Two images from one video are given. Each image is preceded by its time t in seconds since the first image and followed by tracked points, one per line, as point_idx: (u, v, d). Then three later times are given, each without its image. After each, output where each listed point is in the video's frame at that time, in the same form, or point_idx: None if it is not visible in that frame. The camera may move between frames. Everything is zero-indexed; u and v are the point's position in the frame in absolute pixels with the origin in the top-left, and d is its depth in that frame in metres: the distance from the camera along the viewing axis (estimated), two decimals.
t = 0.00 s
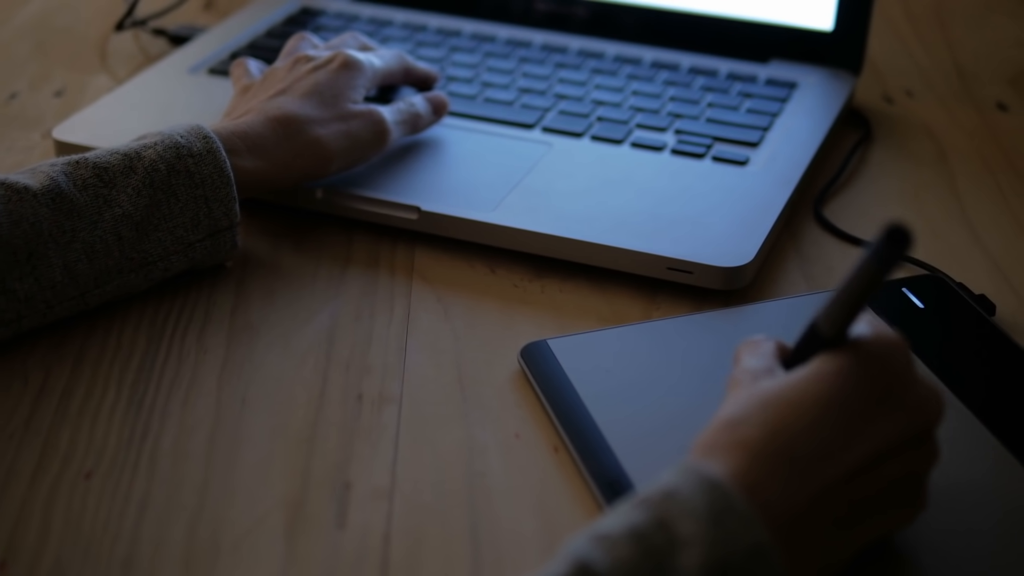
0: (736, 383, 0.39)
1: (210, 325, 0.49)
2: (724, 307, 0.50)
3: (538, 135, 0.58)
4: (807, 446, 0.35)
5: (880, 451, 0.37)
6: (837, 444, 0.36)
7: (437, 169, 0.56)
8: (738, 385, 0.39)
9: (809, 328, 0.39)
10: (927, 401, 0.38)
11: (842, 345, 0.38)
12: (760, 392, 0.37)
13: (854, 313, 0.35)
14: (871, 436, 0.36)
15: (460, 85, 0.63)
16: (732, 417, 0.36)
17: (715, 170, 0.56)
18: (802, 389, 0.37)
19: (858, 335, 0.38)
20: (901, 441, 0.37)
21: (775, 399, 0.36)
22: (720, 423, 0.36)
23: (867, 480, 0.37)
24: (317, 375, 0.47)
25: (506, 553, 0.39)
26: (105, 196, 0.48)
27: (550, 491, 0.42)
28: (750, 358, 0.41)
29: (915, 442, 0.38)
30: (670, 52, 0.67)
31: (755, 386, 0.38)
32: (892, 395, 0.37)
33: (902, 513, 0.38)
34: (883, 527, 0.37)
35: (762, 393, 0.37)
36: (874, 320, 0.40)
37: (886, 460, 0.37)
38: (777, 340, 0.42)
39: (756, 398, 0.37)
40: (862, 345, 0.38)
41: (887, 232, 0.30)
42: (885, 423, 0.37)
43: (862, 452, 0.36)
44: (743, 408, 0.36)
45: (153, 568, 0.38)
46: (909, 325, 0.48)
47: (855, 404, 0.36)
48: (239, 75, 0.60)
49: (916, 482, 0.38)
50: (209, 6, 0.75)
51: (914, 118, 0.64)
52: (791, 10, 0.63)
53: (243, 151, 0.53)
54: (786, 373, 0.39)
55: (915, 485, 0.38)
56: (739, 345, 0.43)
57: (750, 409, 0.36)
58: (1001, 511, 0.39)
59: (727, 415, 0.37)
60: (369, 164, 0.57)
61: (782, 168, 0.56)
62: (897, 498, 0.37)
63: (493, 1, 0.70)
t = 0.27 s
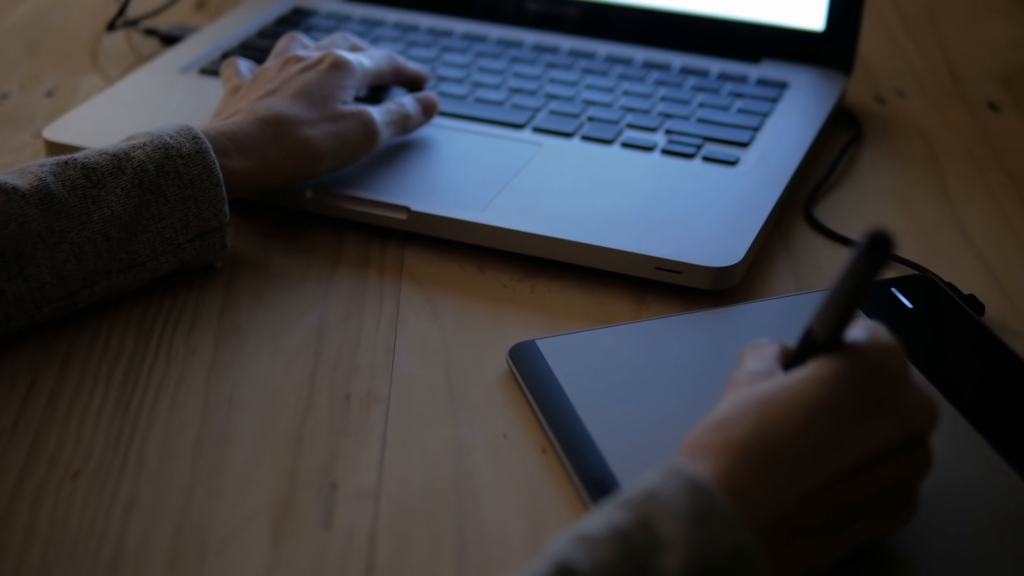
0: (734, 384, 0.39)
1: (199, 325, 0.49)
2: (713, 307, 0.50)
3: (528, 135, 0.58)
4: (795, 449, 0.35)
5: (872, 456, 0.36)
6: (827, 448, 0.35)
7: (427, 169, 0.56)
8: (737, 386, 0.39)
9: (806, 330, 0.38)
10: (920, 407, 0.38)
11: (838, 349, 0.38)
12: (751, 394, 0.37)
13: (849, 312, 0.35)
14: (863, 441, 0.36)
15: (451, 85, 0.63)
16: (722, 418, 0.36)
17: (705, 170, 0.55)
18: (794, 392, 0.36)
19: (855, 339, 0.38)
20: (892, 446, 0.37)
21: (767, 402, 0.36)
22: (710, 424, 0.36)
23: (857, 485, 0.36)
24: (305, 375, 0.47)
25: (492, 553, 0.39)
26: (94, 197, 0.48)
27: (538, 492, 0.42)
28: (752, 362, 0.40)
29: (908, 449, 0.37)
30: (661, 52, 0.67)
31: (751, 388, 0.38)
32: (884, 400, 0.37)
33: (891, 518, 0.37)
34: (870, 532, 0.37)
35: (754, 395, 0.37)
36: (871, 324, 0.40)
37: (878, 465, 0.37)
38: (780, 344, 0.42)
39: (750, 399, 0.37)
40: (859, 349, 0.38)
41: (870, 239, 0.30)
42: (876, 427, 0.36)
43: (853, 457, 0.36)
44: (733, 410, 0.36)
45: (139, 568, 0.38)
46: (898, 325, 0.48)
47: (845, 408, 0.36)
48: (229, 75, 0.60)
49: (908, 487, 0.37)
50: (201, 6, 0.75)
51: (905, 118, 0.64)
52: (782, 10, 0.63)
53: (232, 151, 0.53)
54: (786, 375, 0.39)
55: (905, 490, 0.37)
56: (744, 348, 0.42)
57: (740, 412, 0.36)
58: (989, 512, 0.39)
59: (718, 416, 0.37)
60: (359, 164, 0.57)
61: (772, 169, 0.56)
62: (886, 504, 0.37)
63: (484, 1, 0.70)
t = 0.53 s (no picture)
0: (725, 384, 0.39)
1: (189, 325, 0.49)
2: (703, 307, 0.50)
3: (520, 135, 0.58)
4: (783, 450, 0.35)
5: (859, 457, 0.36)
6: (814, 448, 0.35)
7: (418, 169, 0.56)
8: (726, 386, 0.39)
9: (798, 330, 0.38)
10: (911, 408, 0.37)
11: (830, 350, 0.37)
12: (740, 393, 0.37)
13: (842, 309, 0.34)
14: (850, 442, 0.36)
15: (443, 85, 0.63)
16: (710, 418, 0.36)
17: (697, 170, 0.55)
18: (784, 392, 0.36)
19: (847, 340, 0.38)
20: (882, 448, 0.36)
21: (756, 402, 0.36)
22: (699, 423, 0.36)
23: (845, 486, 0.36)
24: (295, 375, 0.47)
25: (481, 553, 0.39)
26: (84, 197, 0.48)
27: (526, 491, 0.42)
28: (743, 363, 0.40)
29: (898, 449, 0.37)
30: (654, 52, 0.67)
31: (741, 388, 0.37)
32: (874, 401, 0.37)
33: (879, 518, 0.37)
34: (859, 534, 0.37)
35: (744, 394, 0.36)
36: (864, 325, 0.39)
37: (866, 466, 0.36)
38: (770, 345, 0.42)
39: (742, 399, 0.36)
40: (851, 351, 0.37)
41: (859, 238, 0.30)
42: (865, 428, 0.36)
43: (840, 457, 0.36)
44: (722, 410, 0.36)
45: (127, 568, 0.38)
46: (889, 325, 0.48)
47: (835, 409, 0.36)
48: (221, 75, 0.60)
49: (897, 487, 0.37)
50: (195, 6, 0.75)
51: (897, 118, 0.64)
52: (774, 10, 0.63)
53: (223, 151, 0.53)
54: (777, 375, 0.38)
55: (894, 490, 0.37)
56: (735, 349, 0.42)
57: (729, 412, 0.36)
58: (978, 512, 0.39)
59: (706, 415, 0.36)
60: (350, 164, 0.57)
61: (763, 168, 0.56)
62: (875, 506, 0.37)
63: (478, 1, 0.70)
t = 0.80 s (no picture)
0: (709, 385, 0.39)
1: (178, 325, 0.49)
2: (692, 307, 0.50)
3: (511, 135, 0.58)
4: (767, 452, 0.35)
5: (844, 460, 0.36)
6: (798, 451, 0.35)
7: (408, 169, 0.56)
8: (710, 389, 0.39)
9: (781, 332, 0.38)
10: (894, 411, 0.37)
11: (814, 351, 0.38)
12: (725, 395, 0.37)
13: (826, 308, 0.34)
14: (834, 445, 0.36)
15: (434, 85, 0.63)
16: (695, 420, 0.36)
17: (687, 170, 0.55)
18: (767, 395, 0.36)
19: (830, 343, 0.38)
20: (866, 451, 0.36)
21: (740, 403, 0.36)
22: (683, 424, 0.36)
23: (830, 491, 0.36)
24: (283, 375, 0.47)
25: (467, 553, 0.39)
26: (72, 197, 0.48)
27: (513, 490, 0.42)
28: (727, 363, 0.40)
29: (883, 454, 0.37)
30: (645, 52, 0.67)
31: (725, 389, 0.38)
32: (858, 404, 0.37)
33: (866, 524, 0.37)
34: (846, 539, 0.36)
35: (728, 396, 0.37)
36: (847, 327, 0.40)
37: (850, 471, 0.36)
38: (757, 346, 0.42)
39: (726, 402, 0.36)
40: (834, 353, 0.38)
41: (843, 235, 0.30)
42: (849, 431, 0.36)
43: (824, 461, 0.36)
44: (707, 412, 0.36)
45: (113, 568, 0.38)
46: (877, 325, 0.48)
47: (819, 412, 0.36)
48: (211, 75, 0.60)
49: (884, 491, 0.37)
50: (187, 6, 0.75)
51: (889, 118, 0.64)
52: (765, 10, 0.63)
53: (211, 152, 0.53)
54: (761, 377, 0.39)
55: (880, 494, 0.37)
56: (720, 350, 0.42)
57: (714, 415, 0.36)
58: (964, 513, 0.39)
59: (691, 417, 0.36)
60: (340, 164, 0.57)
61: (753, 169, 0.56)
62: (862, 511, 0.37)
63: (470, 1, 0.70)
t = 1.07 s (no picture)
0: (710, 380, 0.38)
1: (167, 325, 0.49)
2: (681, 307, 0.50)
3: (501, 135, 0.58)
4: (766, 460, 0.34)
5: (846, 475, 0.35)
6: (798, 464, 0.34)
7: (399, 169, 0.56)
8: (711, 383, 0.38)
9: (793, 338, 0.38)
10: (902, 430, 0.36)
11: (825, 360, 0.36)
12: (730, 397, 0.36)
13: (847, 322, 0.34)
14: (835, 461, 0.35)
15: (426, 85, 0.63)
16: (695, 420, 0.35)
17: (677, 170, 0.55)
18: (773, 401, 0.35)
19: (841, 353, 0.37)
20: (866, 469, 0.35)
21: (744, 409, 0.35)
22: (685, 425, 0.35)
23: (825, 505, 0.35)
24: (271, 376, 0.47)
25: (453, 553, 0.39)
26: (65, 197, 0.48)
27: (499, 491, 0.42)
28: (729, 356, 0.40)
29: (885, 472, 0.36)
30: (636, 52, 0.67)
31: (731, 390, 0.37)
32: (866, 419, 0.35)
33: (856, 538, 0.36)
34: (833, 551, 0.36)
35: (730, 399, 0.36)
36: (859, 335, 0.38)
37: (848, 488, 0.35)
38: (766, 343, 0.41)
39: (730, 403, 0.36)
40: (845, 365, 0.36)
41: (872, 264, 0.30)
42: (852, 448, 0.35)
43: (822, 476, 0.34)
44: (708, 414, 0.35)
45: (99, 568, 0.38)
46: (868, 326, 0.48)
47: (822, 426, 0.35)
48: (204, 62, 0.61)
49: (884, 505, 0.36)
50: (179, 6, 0.75)
51: (881, 118, 0.64)
52: (756, 10, 0.63)
53: (208, 151, 0.53)
54: (766, 379, 0.38)
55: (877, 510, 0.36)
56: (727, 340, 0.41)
57: (716, 417, 0.35)
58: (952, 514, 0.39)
59: (692, 416, 0.36)
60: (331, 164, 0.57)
61: (744, 169, 0.55)
62: (854, 525, 0.36)
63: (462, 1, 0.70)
